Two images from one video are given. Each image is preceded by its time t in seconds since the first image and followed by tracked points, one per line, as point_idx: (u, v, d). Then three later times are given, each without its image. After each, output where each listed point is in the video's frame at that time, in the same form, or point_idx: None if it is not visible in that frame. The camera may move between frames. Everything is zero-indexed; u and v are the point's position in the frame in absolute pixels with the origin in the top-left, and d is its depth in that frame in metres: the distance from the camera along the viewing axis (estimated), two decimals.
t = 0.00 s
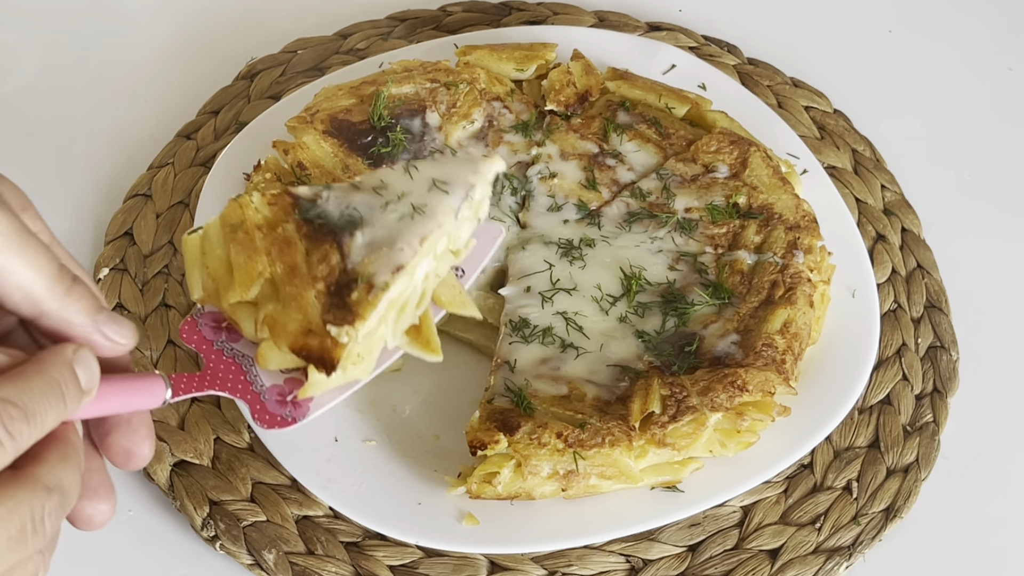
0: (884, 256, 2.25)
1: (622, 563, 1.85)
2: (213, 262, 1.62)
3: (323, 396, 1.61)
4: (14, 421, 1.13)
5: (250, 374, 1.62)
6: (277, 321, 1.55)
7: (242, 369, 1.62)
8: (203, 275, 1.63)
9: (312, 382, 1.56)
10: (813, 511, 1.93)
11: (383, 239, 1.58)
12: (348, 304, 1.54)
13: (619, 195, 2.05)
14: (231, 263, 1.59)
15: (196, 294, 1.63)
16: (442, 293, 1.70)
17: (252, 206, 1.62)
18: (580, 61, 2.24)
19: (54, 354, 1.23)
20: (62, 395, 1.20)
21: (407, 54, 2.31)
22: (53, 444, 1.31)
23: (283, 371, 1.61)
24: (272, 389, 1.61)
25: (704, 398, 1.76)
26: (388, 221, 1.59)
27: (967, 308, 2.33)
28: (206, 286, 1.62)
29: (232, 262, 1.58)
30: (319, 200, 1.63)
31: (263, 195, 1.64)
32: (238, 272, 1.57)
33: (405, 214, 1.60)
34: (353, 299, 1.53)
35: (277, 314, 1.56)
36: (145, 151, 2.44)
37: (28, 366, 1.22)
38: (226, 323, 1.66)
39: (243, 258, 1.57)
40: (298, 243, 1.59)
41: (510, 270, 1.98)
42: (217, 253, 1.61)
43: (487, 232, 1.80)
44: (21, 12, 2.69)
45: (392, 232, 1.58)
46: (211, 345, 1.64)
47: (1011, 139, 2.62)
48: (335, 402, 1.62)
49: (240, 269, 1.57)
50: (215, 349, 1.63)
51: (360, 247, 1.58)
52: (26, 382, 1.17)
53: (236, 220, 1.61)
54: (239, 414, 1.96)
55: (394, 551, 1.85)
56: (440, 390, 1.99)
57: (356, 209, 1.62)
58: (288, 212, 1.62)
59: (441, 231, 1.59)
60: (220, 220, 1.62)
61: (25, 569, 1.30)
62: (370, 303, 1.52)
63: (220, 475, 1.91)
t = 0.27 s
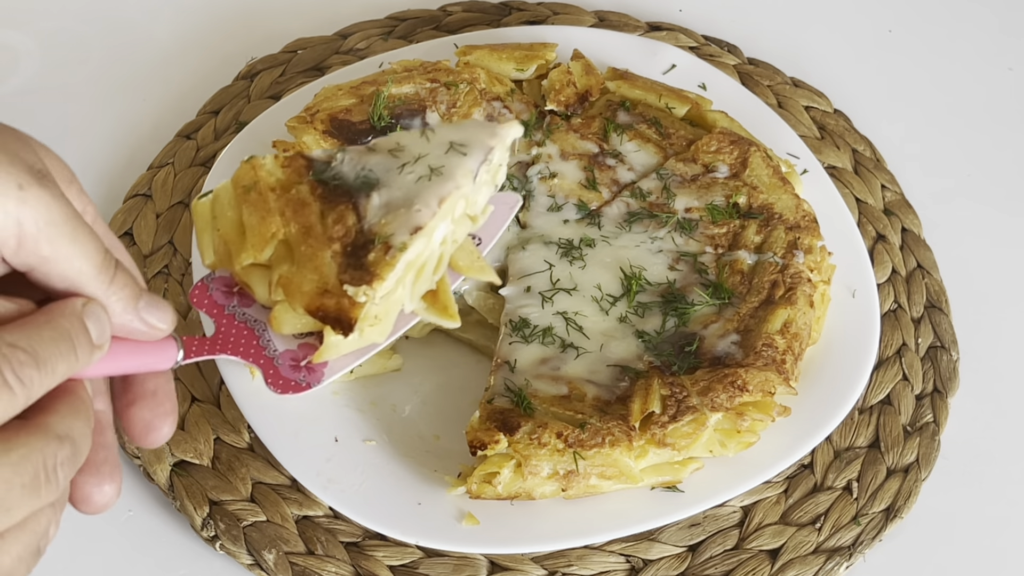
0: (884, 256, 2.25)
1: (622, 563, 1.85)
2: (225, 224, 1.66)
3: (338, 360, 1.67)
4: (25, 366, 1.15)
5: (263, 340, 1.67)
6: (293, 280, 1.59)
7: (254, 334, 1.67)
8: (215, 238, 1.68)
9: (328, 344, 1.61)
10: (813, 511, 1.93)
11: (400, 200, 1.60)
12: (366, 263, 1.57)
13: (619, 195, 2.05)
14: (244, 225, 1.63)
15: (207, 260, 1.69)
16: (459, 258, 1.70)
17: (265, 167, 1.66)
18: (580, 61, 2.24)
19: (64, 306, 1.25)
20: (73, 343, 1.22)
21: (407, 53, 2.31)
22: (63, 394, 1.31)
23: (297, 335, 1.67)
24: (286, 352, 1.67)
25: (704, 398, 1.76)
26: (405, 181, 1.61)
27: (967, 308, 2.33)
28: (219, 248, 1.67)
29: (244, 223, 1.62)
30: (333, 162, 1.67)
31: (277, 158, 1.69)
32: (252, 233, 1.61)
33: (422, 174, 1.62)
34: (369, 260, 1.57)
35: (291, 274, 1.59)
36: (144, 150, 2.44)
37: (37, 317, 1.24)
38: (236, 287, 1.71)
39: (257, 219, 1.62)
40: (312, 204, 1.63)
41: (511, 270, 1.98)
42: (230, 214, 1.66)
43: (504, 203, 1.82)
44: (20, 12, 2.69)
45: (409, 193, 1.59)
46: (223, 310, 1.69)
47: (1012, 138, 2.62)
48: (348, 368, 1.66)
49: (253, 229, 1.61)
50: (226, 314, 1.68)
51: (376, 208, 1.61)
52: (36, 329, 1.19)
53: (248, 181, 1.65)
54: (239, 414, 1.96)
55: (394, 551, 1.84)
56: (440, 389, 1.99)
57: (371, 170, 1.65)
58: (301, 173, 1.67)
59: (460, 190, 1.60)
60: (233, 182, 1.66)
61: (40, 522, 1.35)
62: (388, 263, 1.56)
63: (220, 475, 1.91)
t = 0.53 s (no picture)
0: (884, 256, 2.25)
1: (622, 563, 1.85)
2: (223, 214, 1.71)
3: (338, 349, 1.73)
4: (5, 330, 1.12)
5: (262, 332, 1.73)
6: (291, 266, 1.65)
7: (253, 328, 1.73)
8: (213, 230, 1.74)
9: (328, 331, 1.66)
10: (813, 511, 1.93)
11: (401, 187, 1.68)
12: (367, 245, 1.65)
13: (619, 195, 2.05)
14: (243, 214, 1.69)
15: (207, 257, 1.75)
16: (465, 253, 1.80)
17: (265, 161, 1.73)
18: (580, 61, 2.24)
19: (48, 276, 1.24)
20: (55, 311, 1.21)
21: (407, 54, 2.31)
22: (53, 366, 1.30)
23: (296, 328, 1.73)
24: (284, 344, 1.73)
25: (704, 398, 1.76)
26: (409, 170, 1.69)
27: (967, 308, 2.33)
28: (218, 239, 1.73)
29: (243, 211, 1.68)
30: (334, 154, 1.75)
31: (277, 151, 1.76)
32: (251, 221, 1.67)
33: (425, 163, 1.70)
34: (370, 242, 1.64)
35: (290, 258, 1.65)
36: (144, 151, 2.44)
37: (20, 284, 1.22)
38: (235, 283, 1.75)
39: (256, 207, 1.67)
40: (312, 193, 1.70)
41: (511, 270, 1.98)
42: (229, 205, 1.72)
43: (510, 205, 1.93)
44: (20, 12, 2.69)
45: (412, 179, 1.68)
46: (222, 305, 1.75)
47: (1012, 138, 2.62)
48: (346, 357, 1.72)
49: (251, 217, 1.67)
50: (224, 308, 1.74)
51: (376, 195, 1.68)
52: (16, 295, 1.17)
53: (249, 173, 1.72)
54: (239, 414, 1.96)
55: (394, 551, 1.84)
56: (440, 389, 1.99)
57: (373, 160, 1.72)
58: (302, 165, 1.74)
59: (463, 178, 1.68)
60: (233, 174, 1.73)
61: (35, 492, 1.29)
62: (388, 244, 1.63)
63: (220, 475, 1.91)
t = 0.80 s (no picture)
0: (884, 256, 2.25)
1: (622, 563, 1.85)
2: (229, 190, 1.72)
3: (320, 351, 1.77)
4: None
5: (251, 322, 1.82)
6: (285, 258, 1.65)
7: (244, 316, 1.82)
8: (219, 209, 1.75)
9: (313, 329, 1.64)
10: (813, 511, 1.93)
11: (412, 185, 1.59)
12: (364, 245, 1.56)
13: (619, 195, 2.05)
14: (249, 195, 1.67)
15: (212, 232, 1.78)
16: (473, 258, 1.74)
17: (280, 142, 1.66)
18: (580, 61, 2.23)
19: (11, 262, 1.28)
20: (13, 299, 1.25)
21: (407, 54, 2.31)
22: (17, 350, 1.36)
23: (285, 322, 1.79)
24: (269, 339, 1.81)
25: (704, 398, 1.76)
26: (423, 168, 1.61)
27: (967, 308, 2.33)
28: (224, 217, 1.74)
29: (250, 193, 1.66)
30: (350, 141, 1.64)
31: (297, 133, 1.68)
32: (256, 204, 1.65)
33: (440, 164, 1.62)
34: (366, 243, 1.56)
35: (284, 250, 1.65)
36: (144, 151, 2.44)
37: None
38: (236, 266, 1.86)
39: (261, 189, 1.64)
40: (321, 181, 1.60)
41: (511, 270, 1.97)
42: (238, 186, 1.70)
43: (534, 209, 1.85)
44: (19, 13, 2.69)
45: (423, 180, 1.60)
46: (218, 286, 1.85)
47: (1012, 138, 2.62)
48: (328, 359, 1.76)
49: (256, 200, 1.64)
50: (219, 290, 1.84)
51: (385, 191, 1.58)
52: None
53: (262, 153, 1.66)
54: (239, 414, 1.96)
55: (393, 551, 1.84)
56: (440, 389, 2.00)
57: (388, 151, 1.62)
58: (315, 150, 1.64)
59: (475, 185, 1.64)
60: (247, 151, 1.68)
61: None
62: (385, 248, 1.56)
63: (220, 475, 1.91)
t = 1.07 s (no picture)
0: (884, 256, 2.25)
1: (622, 563, 1.85)
2: (254, 206, 1.83)
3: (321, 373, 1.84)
4: None
5: (256, 335, 1.87)
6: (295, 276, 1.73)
7: (247, 328, 1.88)
8: (239, 220, 1.85)
9: (315, 352, 1.73)
10: (813, 511, 1.93)
11: (432, 219, 1.72)
12: (378, 273, 1.68)
13: (618, 195, 2.05)
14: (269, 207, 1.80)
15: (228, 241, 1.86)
16: (486, 298, 1.81)
17: (309, 160, 1.86)
18: (580, 61, 2.23)
19: None
20: None
21: (407, 54, 2.31)
22: None
23: (287, 337, 1.86)
24: (269, 354, 1.86)
25: (704, 398, 1.76)
26: (445, 203, 1.74)
27: (967, 308, 2.33)
28: (245, 226, 1.83)
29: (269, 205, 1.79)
30: (378, 168, 1.81)
31: (325, 153, 1.88)
32: (274, 217, 1.77)
33: (464, 199, 1.74)
34: (381, 271, 1.68)
35: (294, 268, 1.74)
36: (145, 151, 2.44)
37: None
38: (247, 277, 1.93)
39: (281, 206, 1.78)
40: (341, 204, 1.78)
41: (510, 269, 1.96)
42: (259, 199, 1.83)
43: (555, 255, 1.89)
44: (19, 13, 2.69)
45: (443, 214, 1.72)
46: (227, 293, 1.91)
47: (1012, 138, 2.62)
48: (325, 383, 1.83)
49: (274, 215, 1.77)
50: (228, 297, 1.90)
51: (404, 222, 1.73)
52: None
53: (286, 168, 1.84)
54: (239, 414, 1.96)
55: (393, 551, 1.84)
56: (441, 389, 1.99)
57: (415, 183, 1.78)
58: (343, 171, 1.83)
59: (497, 224, 1.71)
60: (274, 165, 1.86)
61: None
62: (397, 279, 1.66)
63: (220, 475, 1.91)
